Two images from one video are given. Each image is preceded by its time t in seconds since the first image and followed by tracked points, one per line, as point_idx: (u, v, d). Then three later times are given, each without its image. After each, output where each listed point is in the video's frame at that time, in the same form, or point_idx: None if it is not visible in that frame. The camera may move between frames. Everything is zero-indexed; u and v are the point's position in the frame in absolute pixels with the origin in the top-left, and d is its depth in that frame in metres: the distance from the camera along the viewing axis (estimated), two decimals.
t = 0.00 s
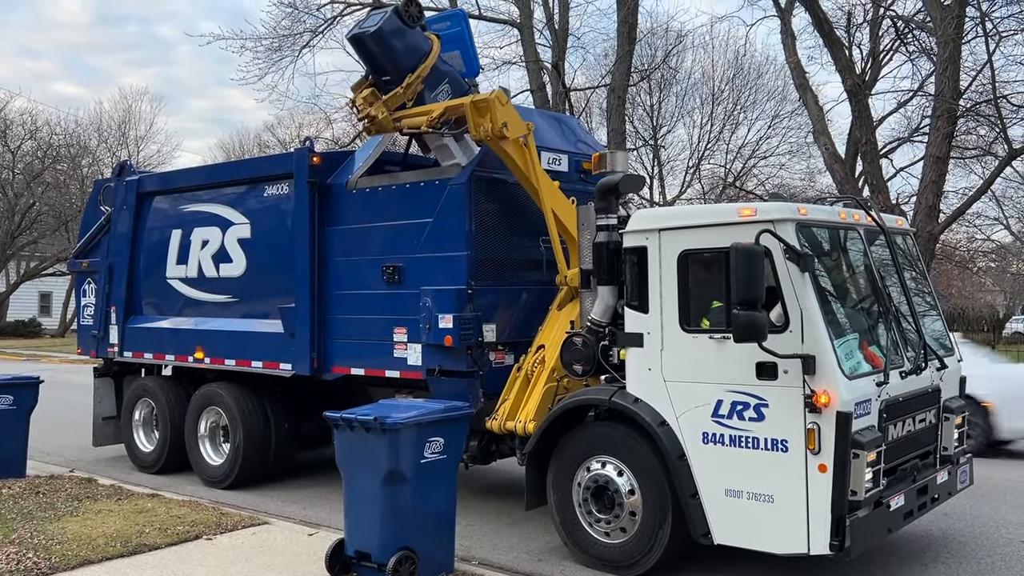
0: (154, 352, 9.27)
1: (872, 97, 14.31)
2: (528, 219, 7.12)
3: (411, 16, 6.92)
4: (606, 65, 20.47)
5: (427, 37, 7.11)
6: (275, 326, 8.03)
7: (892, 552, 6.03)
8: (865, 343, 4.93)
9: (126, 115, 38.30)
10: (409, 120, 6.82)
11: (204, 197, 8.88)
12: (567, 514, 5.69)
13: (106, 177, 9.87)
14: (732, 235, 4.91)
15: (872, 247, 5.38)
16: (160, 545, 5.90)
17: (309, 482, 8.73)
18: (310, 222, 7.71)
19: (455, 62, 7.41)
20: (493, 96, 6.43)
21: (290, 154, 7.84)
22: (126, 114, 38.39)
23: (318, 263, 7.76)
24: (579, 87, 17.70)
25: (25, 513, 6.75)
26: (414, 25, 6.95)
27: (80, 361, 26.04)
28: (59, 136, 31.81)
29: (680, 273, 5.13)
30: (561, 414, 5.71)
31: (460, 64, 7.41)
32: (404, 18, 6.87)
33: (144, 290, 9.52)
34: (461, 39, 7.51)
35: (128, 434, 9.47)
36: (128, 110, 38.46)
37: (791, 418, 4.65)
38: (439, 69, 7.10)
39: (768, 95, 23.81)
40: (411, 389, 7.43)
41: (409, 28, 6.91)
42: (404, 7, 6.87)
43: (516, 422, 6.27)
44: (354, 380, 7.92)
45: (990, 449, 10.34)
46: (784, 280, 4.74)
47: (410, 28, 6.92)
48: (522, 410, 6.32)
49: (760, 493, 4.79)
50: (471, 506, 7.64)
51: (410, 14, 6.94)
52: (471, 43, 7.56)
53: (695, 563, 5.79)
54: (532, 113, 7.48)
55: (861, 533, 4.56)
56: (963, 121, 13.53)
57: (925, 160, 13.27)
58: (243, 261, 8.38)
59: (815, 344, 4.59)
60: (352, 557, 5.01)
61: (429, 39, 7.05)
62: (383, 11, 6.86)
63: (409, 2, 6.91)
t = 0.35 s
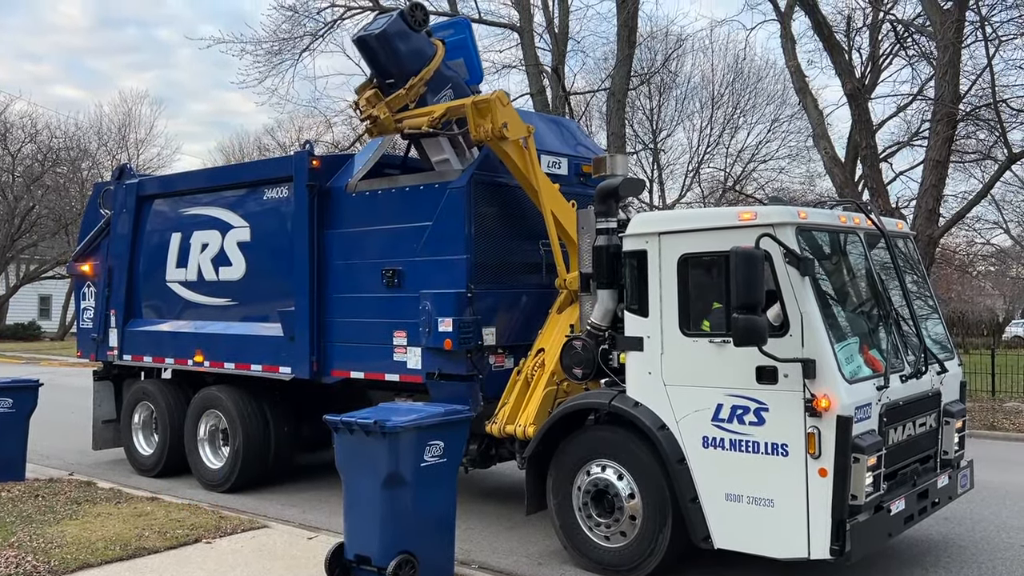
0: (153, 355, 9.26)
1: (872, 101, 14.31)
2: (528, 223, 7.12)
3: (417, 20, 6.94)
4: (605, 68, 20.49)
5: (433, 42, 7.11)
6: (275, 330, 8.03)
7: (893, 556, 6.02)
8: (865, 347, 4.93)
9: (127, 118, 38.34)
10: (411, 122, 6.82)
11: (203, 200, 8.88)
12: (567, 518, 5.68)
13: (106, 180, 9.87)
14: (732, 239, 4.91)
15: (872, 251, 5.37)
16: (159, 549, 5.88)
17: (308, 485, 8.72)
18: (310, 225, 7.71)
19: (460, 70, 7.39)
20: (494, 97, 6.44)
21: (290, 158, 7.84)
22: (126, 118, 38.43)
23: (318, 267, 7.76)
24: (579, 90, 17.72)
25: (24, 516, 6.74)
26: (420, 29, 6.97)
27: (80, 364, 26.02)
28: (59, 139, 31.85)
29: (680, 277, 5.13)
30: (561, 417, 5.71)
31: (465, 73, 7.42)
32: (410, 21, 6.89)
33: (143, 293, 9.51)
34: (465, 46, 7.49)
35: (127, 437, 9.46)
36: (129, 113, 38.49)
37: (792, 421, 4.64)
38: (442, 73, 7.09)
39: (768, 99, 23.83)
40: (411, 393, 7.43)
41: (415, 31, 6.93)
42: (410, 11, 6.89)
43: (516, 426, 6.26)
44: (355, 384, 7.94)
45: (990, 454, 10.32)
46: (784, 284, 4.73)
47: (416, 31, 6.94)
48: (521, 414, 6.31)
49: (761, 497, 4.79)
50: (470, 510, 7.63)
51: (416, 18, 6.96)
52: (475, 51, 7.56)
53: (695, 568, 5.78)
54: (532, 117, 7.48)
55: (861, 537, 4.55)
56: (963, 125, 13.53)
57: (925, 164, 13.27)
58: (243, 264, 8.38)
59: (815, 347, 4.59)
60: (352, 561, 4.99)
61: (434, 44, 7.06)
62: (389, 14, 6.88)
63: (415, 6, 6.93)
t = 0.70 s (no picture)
0: (153, 356, 9.26)
1: (872, 103, 14.31)
2: (528, 225, 7.12)
3: (419, 24, 6.98)
4: (606, 70, 20.49)
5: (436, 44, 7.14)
6: (275, 332, 8.02)
7: (893, 559, 6.01)
8: (866, 349, 4.92)
9: (126, 120, 38.33)
10: (412, 123, 6.81)
11: (204, 202, 8.88)
12: (568, 520, 5.67)
13: (107, 182, 9.86)
14: (733, 241, 4.91)
15: (873, 253, 5.37)
16: (159, 551, 5.87)
17: (308, 488, 8.71)
18: (310, 226, 7.71)
19: (463, 73, 7.45)
20: (496, 100, 6.45)
21: (291, 160, 7.84)
22: (126, 119, 38.42)
23: (319, 268, 7.75)
24: (579, 92, 17.71)
25: (24, 518, 6.73)
26: (422, 32, 7.01)
27: (79, 365, 25.99)
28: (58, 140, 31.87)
29: (681, 279, 5.12)
30: (561, 419, 5.71)
31: (468, 75, 7.45)
32: (412, 24, 6.94)
33: (144, 295, 9.50)
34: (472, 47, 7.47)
35: (127, 438, 9.45)
36: (129, 114, 38.48)
37: (793, 423, 4.64)
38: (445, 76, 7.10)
39: (768, 101, 23.84)
40: (411, 395, 7.43)
41: (416, 34, 6.97)
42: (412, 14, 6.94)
43: (516, 428, 6.25)
44: (354, 386, 7.93)
45: (990, 456, 10.32)
46: (785, 286, 4.73)
47: (418, 34, 6.98)
48: (520, 417, 6.30)
49: (762, 499, 4.78)
50: (470, 512, 7.62)
51: (419, 21, 7.00)
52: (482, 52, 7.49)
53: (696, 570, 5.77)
54: (532, 119, 7.48)
55: (863, 540, 4.54)
56: (963, 127, 13.53)
57: (925, 166, 13.26)
58: (244, 266, 8.38)
59: (816, 349, 4.58)
60: (351, 563, 4.97)
61: (437, 48, 7.09)
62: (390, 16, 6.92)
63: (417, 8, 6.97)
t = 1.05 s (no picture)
0: (153, 358, 9.26)
1: (872, 105, 14.31)
2: (528, 226, 7.12)
3: (413, 25, 6.98)
4: (606, 71, 20.50)
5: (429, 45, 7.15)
6: (275, 333, 8.02)
7: (894, 560, 6.00)
8: (866, 351, 4.92)
9: (127, 121, 38.34)
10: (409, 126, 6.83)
11: (203, 203, 8.88)
12: (568, 522, 5.66)
13: (106, 183, 9.86)
14: (732, 243, 4.91)
15: (872, 255, 5.37)
16: (159, 552, 5.87)
17: (308, 488, 8.71)
18: (310, 228, 7.71)
19: (455, 73, 7.42)
20: (493, 102, 6.45)
21: (291, 161, 7.84)
22: (127, 120, 38.42)
23: (319, 269, 7.75)
24: (580, 93, 17.70)
25: (24, 519, 6.73)
26: (415, 33, 7.00)
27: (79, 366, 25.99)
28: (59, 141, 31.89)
29: (680, 281, 5.12)
30: (561, 421, 5.71)
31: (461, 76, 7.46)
32: (405, 25, 6.92)
33: (143, 296, 9.50)
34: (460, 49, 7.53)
35: (127, 440, 9.45)
36: (129, 116, 38.48)
37: (792, 425, 4.63)
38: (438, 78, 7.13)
39: (768, 102, 23.85)
40: (410, 397, 7.43)
41: (410, 35, 6.96)
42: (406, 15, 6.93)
43: (516, 429, 6.25)
44: (354, 387, 7.93)
45: (991, 458, 10.31)
46: (784, 289, 4.73)
47: (412, 35, 6.97)
48: (520, 418, 6.30)
49: (762, 502, 4.78)
50: (470, 513, 7.62)
51: (412, 23, 7.00)
52: (467, 54, 7.60)
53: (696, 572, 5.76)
54: (532, 120, 7.49)
55: (863, 542, 4.54)
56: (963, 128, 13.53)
57: (926, 167, 13.26)
58: (243, 267, 8.38)
59: (816, 352, 4.58)
60: (351, 565, 4.97)
61: (430, 48, 7.08)
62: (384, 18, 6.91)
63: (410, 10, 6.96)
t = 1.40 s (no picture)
0: (153, 357, 9.27)
1: (872, 105, 14.31)
2: (528, 227, 7.12)
3: (420, 25, 6.97)
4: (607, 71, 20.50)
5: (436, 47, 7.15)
6: (275, 333, 8.02)
7: (894, 561, 6.00)
8: (867, 351, 4.92)
9: (127, 121, 38.34)
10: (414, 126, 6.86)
11: (205, 203, 8.89)
12: (568, 521, 5.66)
13: (108, 183, 9.87)
14: (733, 243, 4.91)
15: (872, 255, 5.37)
16: (160, 552, 5.87)
17: (309, 489, 8.71)
18: (311, 228, 7.72)
19: (462, 75, 7.43)
20: (496, 103, 6.45)
21: (292, 161, 7.85)
22: (127, 121, 38.43)
23: (319, 269, 7.76)
24: (581, 93, 17.70)
25: (24, 519, 6.73)
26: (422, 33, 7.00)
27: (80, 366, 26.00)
28: (59, 141, 31.89)
29: (682, 281, 5.13)
30: (561, 421, 5.71)
31: (468, 78, 7.45)
32: (412, 26, 6.92)
33: (144, 296, 9.51)
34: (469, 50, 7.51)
35: (127, 440, 9.45)
36: (129, 116, 38.47)
37: (793, 424, 4.64)
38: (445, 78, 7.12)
39: (769, 102, 23.85)
40: (411, 397, 7.43)
41: (416, 35, 6.97)
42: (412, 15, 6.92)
43: (516, 430, 6.25)
44: (355, 387, 7.93)
45: (991, 458, 10.31)
46: (785, 288, 4.73)
47: (419, 36, 6.99)
48: (520, 418, 6.31)
49: (762, 501, 4.78)
50: (471, 513, 7.62)
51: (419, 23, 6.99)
52: (478, 56, 7.58)
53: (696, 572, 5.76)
54: (533, 120, 7.49)
55: (863, 541, 4.53)
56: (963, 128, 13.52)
57: (926, 167, 13.25)
58: (244, 267, 8.39)
59: (817, 351, 4.58)
60: (351, 565, 4.97)
61: (436, 50, 7.09)
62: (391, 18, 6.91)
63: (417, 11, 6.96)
